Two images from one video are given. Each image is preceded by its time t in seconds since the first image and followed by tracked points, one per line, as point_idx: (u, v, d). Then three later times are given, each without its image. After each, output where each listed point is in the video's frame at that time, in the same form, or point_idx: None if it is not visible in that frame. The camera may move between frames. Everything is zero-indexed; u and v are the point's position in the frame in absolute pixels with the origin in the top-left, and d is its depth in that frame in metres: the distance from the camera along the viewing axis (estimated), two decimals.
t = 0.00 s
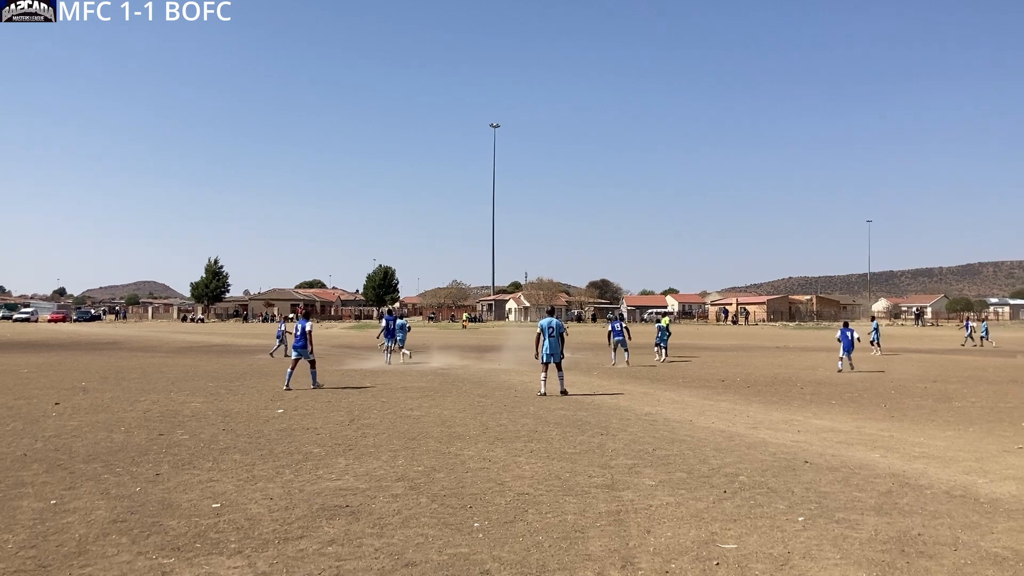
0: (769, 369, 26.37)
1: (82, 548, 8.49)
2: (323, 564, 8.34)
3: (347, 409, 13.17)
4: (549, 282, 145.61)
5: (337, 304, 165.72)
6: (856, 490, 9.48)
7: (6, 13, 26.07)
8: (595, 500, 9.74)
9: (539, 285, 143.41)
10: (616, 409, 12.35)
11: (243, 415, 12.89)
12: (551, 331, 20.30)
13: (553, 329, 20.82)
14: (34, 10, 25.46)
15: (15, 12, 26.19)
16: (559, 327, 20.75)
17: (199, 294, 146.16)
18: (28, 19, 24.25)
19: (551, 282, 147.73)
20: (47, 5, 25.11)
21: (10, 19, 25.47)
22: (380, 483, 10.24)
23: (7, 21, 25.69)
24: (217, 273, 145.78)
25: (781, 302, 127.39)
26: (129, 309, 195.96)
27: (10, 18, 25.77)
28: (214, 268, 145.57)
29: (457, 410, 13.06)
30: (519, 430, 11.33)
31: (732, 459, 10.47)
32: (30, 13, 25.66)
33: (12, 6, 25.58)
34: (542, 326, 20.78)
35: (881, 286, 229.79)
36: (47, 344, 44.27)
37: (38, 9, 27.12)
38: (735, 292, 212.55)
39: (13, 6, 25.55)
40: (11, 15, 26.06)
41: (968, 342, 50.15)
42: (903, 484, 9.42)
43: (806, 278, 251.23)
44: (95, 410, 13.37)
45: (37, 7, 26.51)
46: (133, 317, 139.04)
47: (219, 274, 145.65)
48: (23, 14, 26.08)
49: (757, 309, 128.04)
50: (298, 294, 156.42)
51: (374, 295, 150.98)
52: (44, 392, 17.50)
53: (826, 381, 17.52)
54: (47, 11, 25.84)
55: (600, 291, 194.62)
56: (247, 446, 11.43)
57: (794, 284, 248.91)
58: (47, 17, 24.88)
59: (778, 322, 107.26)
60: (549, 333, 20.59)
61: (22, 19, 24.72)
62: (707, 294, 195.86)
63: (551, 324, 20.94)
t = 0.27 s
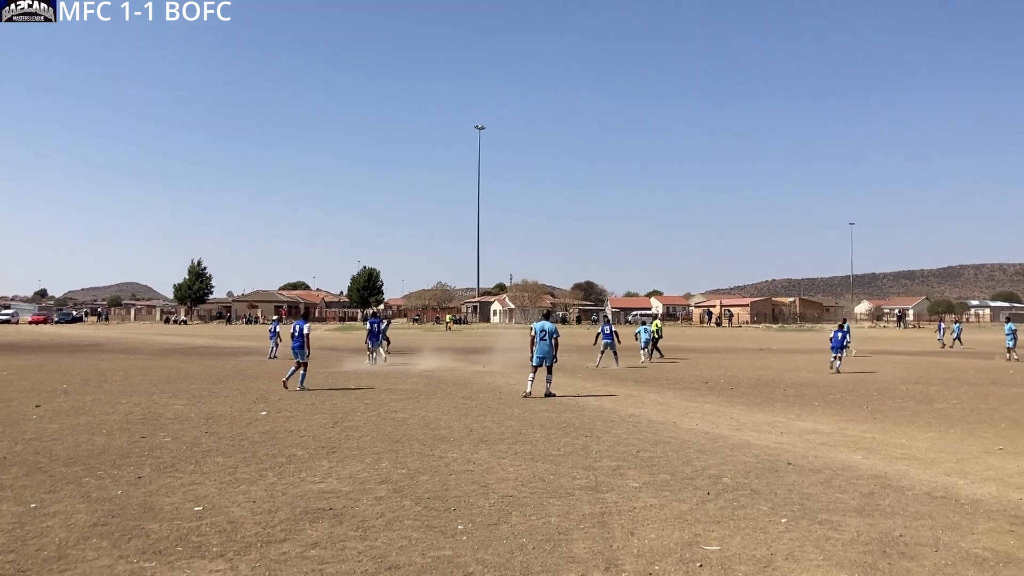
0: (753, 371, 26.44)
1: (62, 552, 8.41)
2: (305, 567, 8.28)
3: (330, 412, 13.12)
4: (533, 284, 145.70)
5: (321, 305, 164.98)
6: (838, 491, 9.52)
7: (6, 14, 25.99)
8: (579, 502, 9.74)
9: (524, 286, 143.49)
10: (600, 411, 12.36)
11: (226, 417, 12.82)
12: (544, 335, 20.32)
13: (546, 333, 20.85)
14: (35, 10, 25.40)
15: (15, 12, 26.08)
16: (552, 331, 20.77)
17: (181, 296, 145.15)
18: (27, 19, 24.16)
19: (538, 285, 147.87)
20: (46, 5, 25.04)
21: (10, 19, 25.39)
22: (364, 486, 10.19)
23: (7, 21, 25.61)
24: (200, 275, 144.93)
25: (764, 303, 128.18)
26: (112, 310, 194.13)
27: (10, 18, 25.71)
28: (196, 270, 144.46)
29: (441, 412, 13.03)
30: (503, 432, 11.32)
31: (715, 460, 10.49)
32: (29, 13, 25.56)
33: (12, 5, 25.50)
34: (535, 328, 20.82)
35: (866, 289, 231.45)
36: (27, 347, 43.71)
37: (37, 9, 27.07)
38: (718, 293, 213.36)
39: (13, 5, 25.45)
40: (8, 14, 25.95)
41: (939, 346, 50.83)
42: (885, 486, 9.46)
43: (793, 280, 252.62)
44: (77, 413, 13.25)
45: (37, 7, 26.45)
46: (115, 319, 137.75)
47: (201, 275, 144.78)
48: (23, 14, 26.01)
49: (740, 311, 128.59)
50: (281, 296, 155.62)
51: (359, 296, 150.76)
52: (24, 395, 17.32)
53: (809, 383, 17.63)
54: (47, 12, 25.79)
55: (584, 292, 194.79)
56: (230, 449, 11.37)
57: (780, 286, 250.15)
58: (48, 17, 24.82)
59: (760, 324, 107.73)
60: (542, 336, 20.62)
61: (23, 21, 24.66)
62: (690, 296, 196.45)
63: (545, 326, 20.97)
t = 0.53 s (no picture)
0: (734, 372, 26.57)
1: (39, 555, 8.30)
2: (285, 570, 8.22)
3: (312, 413, 13.06)
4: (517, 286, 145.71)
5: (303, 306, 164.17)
6: (819, 492, 9.55)
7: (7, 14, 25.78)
8: (561, 503, 9.73)
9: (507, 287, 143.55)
10: (582, 412, 12.38)
11: (207, 419, 12.72)
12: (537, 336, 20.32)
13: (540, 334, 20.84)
14: (34, 10, 25.12)
15: (16, 12, 25.79)
16: (546, 332, 20.76)
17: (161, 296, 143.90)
18: (29, 19, 23.94)
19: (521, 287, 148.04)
20: (46, 5, 24.74)
21: (10, 19, 25.14)
22: (345, 488, 10.13)
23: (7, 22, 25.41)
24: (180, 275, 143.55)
25: (745, 305, 128.95)
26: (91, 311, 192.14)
27: (10, 18, 25.52)
28: (177, 270, 143.26)
29: (423, 413, 13.00)
30: (485, 433, 11.29)
31: (697, 461, 10.51)
32: (31, 14, 25.30)
33: (11, 5, 25.28)
34: (530, 329, 20.82)
35: (849, 292, 233.42)
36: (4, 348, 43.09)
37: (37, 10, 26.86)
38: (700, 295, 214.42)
39: (13, 6, 25.17)
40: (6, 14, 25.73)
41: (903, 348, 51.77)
42: (865, 486, 9.51)
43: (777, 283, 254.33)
44: (55, 415, 13.11)
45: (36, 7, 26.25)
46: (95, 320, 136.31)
47: (182, 275, 143.49)
48: (24, 15, 25.80)
49: (721, 312, 129.21)
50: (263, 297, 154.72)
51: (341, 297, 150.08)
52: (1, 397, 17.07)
53: (789, 384, 17.76)
54: (47, 11, 25.58)
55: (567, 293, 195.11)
56: (211, 451, 11.28)
57: (764, 289, 251.55)
58: (48, 16, 24.61)
59: (741, 325, 108.27)
60: (536, 337, 20.62)
61: (23, 20, 24.38)
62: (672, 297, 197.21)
63: (540, 327, 20.96)
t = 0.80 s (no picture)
0: (714, 373, 26.68)
1: (13, 558, 8.18)
2: (264, 571, 8.15)
3: (292, 414, 12.99)
4: (499, 287, 145.75)
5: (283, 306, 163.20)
6: (798, 492, 9.59)
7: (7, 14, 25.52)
8: (542, 504, 9.71)
9: (488, 288, 143.59)
10: (563, 413, 12.37)
11: (185, 420, 12.61)
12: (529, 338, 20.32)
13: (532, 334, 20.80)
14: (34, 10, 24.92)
15: (14, 12, 25.50)
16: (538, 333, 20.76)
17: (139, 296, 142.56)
18: (29, 19, 23.70)
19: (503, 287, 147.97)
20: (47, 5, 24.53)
21: (9, 19, 24.92)
22: (325, 489, 10.07)
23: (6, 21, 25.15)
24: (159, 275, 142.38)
25: (724, 305, 129.75)
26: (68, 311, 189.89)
27: (9, 17, 25.26)
28: (156, 270, 142.09)
29: (404, 414, 12.96)
30: (466, 434, 11.26)
31: (677, 462, 10.52)
32: (32, 15, 25.03)
33: (11, 5, 25.02)
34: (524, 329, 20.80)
35: (828, 293, 235.14)
36: None
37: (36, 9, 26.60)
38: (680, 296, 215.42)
39: (14, 6, 24.82)
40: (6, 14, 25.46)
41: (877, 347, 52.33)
42: (844, 486, 9.56)
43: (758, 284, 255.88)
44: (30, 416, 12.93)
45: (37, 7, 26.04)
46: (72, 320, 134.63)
47: (160, 275, 142.34)
48: (23, 14, 25.56)
49: (701, 314, 129.93)
50: (243, 298, 153.61)
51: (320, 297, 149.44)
52: None
53: (769, 385, 17.85)
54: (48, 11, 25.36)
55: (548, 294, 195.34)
56: (189, 452, 11.18)
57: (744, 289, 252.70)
58: (47, 16, 24.38)
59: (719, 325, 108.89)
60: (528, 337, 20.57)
61: (24, 20, 24.13)
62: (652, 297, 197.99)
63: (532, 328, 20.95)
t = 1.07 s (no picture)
0: (692, 373, 26.81)
1: None
2: (239, 573, 8.09)
3: (269, 415, 12.91)
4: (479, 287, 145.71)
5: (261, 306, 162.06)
6: (774, 491, 9.65)
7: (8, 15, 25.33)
8: (519, 504, 9.71)
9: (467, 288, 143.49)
10: (541, 413, 12.38)
11: (160, 420, 12.51)
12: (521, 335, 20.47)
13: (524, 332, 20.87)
14: (34, 10, 24.71)
15: (15, 12, 25.33)
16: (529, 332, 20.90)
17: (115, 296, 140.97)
18: (28, 20, 23.50)
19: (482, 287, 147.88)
20: (46, 5, 24.37)
21: (9, 18, 24.71)
22: (302, 490, 10.03)
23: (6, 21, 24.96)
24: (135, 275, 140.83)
25: (702, 305, 130.54)
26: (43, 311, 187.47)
27: (9, 17, 25.07)
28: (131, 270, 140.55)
29: (382, 414, 12.93)
30: (444, 434, 11.25)
31: (654, 461, 10.56)
32: (31, 14, 25.00)
33: (11, 5, 24.83)
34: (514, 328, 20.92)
35: (806, 293, 237.34)
36: None
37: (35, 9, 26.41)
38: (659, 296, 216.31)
39: (14, 6, 24.72)
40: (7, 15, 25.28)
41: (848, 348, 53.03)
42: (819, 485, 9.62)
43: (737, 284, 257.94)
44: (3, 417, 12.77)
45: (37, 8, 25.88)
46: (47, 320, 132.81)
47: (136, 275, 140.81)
48: (23, 14, 25.38)
49: (678, 314, 130.68)
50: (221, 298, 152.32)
51: (298, 296, 148.75)
52: None
53: (745, 385, 17.95)
54: (47, 12, 25.20)
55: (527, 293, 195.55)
56: (165, 452, 11.09)
57: (723, 288, 254.48)
58: (47, 16, 24.21)
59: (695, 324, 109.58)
60: (519, 335, 20.63)
61: (24, 20, 24.09)
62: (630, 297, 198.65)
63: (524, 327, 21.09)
